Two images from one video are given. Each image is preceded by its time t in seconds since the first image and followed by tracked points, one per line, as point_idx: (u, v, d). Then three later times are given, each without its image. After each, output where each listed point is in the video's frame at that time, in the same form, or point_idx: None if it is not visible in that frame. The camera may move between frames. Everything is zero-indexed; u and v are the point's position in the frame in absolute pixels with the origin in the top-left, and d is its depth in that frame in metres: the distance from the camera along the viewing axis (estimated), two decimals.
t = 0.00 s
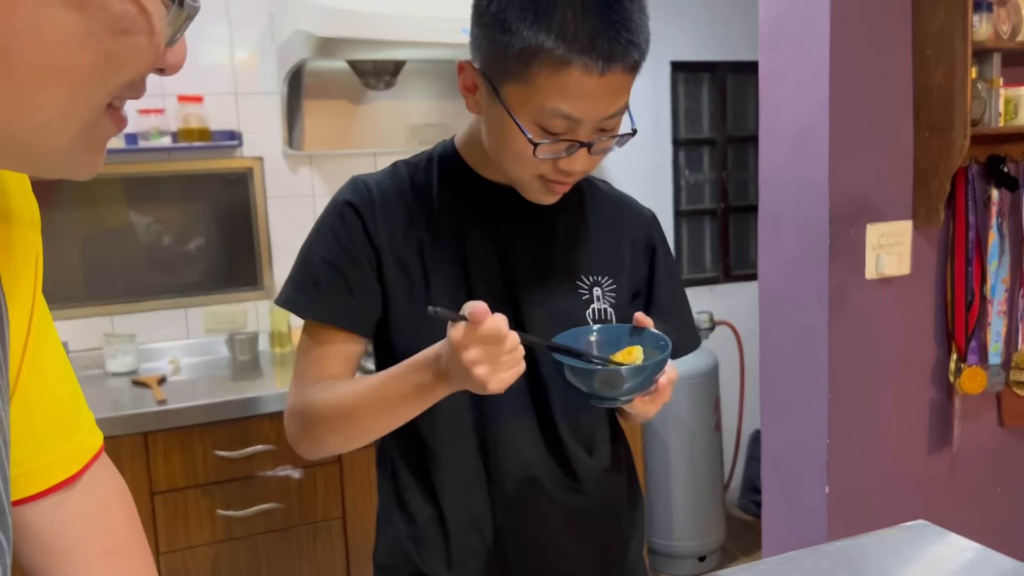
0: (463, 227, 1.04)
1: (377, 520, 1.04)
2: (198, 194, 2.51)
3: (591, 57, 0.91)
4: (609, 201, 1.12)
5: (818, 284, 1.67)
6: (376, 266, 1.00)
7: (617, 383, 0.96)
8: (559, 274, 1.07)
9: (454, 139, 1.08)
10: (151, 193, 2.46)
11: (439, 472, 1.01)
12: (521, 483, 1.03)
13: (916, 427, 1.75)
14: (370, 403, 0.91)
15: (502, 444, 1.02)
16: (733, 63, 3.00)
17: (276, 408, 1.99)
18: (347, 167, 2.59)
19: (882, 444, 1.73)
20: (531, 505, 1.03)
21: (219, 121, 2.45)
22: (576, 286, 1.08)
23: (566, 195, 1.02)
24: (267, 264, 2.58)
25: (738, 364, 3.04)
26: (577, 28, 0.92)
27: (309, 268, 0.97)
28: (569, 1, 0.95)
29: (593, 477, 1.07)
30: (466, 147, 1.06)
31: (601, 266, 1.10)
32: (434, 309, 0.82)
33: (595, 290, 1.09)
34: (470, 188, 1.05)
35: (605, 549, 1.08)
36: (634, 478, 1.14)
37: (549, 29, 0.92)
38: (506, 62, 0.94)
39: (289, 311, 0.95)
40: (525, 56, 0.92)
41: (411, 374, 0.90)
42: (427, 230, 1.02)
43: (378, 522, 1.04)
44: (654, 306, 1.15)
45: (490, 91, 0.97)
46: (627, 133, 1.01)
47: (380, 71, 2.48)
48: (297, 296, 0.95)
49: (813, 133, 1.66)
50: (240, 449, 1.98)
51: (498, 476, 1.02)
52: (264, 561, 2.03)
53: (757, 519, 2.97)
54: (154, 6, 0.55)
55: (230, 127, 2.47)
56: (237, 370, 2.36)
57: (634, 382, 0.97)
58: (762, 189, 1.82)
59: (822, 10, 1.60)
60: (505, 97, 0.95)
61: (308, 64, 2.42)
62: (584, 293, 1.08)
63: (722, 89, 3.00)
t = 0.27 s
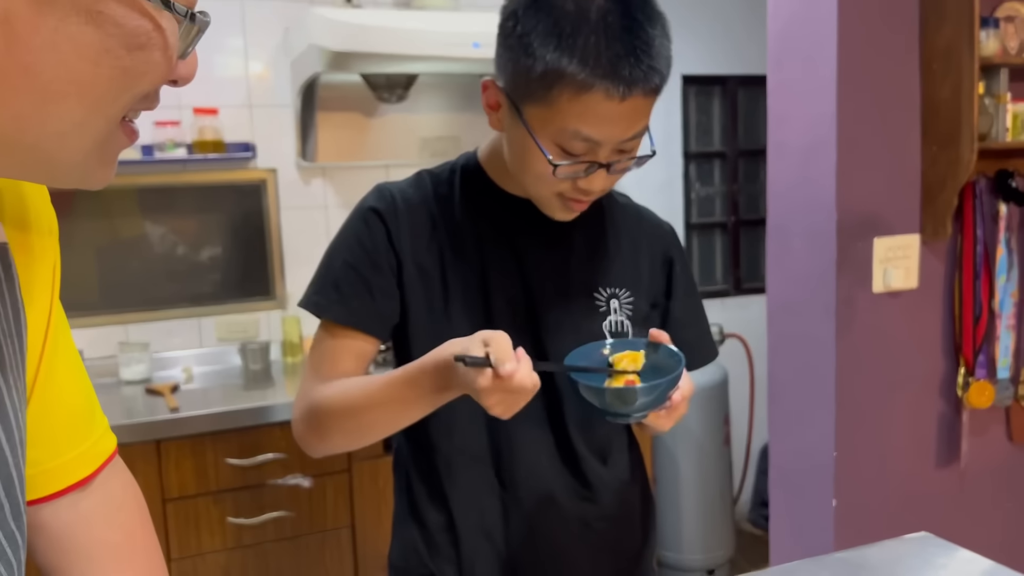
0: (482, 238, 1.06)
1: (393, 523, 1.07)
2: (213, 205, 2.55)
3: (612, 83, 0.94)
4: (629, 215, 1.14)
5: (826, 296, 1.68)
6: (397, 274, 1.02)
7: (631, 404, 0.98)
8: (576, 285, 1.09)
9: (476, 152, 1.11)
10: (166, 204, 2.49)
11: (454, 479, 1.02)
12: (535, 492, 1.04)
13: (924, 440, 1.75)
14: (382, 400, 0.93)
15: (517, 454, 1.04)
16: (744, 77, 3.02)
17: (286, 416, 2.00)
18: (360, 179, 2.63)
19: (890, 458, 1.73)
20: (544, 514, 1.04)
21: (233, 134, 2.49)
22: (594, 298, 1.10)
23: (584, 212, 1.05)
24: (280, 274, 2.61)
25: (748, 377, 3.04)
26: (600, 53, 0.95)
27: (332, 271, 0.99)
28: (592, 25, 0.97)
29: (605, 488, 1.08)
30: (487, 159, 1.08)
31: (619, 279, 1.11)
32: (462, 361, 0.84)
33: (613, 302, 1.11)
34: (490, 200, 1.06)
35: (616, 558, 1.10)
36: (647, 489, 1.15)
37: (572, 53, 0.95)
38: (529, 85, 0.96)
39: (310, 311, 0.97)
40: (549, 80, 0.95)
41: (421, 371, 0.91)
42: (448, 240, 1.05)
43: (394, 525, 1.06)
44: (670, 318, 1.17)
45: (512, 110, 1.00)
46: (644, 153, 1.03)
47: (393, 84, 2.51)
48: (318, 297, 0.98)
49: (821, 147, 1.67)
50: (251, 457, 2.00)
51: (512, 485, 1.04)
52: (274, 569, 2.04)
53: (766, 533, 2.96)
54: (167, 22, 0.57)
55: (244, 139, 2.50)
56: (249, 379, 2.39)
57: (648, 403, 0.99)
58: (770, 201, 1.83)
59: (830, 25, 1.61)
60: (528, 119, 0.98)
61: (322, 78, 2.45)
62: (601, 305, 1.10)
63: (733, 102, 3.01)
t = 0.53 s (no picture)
0: (490, 253, 1.09)
1: (401, 525, 1.10)
2: (225, 216, 2.59)
3: (616, 107, 0.96)
4: (635, 233, 1.16)
5: (826, 311, 1.70)
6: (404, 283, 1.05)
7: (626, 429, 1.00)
8: (580, 299, 1.11)
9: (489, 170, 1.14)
10: (180, 215, 2.54)
11: (457, 488, 1.05)
12: (535, 501, 1.06)
13: (924, 454, 1.76)
14: (384, 410, 0.96)
15: (519, 464, 1.06)
16: (752, 91, 3.03)
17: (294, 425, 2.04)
18: (370, 191, 2.67)
19: (890, 471, 1.74)
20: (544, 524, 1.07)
21: (246, 147, 2.54)
22: (598, 313, 1.12)
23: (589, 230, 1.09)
24: (291, 284, 2.65)
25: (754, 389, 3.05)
26: (605, 79, 0.97)
27: (342, 278, 1.02)
28: (600, 52, 1.00)
29: (605, 500, 1.10)
30: (497, 174, 1.11)
31: (624, 296, 1.13)
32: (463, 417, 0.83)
33: (617, 319, 1.13)
34: (500, 215, 1.09)
35: (615, 566, 1.12)
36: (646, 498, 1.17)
37: (579, 78, 0.97)
38: (537, 108, 1.00)
39: (319, 315, 1.01)
40: (555, 104, 0.98)
41: (425, 388, 0.94)
42: (456, 253, 1.08)
43: (402, 526, 1.10)
44: (674, 337, 1.19)
45: (520, 131, 1.03)
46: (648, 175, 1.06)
47: (402, 98, 2.53)
48: (327, 302, 1.01)
49: (820, 163, 1.69)
50: (260, 465, 2.03)
51: (513, 495, 1.06)
52: (282, 575, 2.08)
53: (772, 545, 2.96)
54: (167, 54, 0.62)
55: (256, 152, 2.55)
56: (259, 388, 2.43)
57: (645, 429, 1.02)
58: (772, 216, 1.86)
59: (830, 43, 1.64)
60: (535, 139, 1.01)
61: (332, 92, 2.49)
62: (605, 321, 1.12)
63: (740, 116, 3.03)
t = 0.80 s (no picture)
0: (496, 264, 1.13)
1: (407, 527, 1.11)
2: (239, 225, 2.66)
3: (618, 122, 0.99)
4: (637, 244, 1.20)
5: (823, 321, 1.73)
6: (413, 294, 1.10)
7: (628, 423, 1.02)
8: (583, 309, 1.15)
9: (495, 184, 1.18)
10: (196, 224, 2.61)
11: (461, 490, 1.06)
12: (536, 503, 1.08)
13: (921, 463, 1.79)
14: (386, 431, 1.01)
15: (520, 466, 1.08)
16: (757, 103, 3.08)
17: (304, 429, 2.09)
18: (380, 201, 2.73)
19: (886, 478, 1.77)
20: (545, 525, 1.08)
21: (260, 158, 2.60)
22: (601, 322, 1.15)
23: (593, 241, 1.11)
24: (302, 292, 2.71)
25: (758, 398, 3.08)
26: (608, 94, 1.00)
27: (354, 291, 1.07)
28: (604, 69, 1.02)
29: (608, 505, 1.11)
30: (502, 190, 1.15)
31: (625, 306, 1.17)
32: (455, 432, 0.85)
33: (618, 328, 1.16)
34: (506, 227, 1.13)
35: (616, 571, 1.13)
36: (647, 504, 1.18)
37: (583, 94, 1.00)
38: (542, 121, 1.02)
39: (332, 327, 1.06)
40: (560, 118, 1.01)
41: (423, 412, 0.98)
42: (464, 264, 1.12)
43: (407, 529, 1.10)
44: (674, 344, 1.22)
45: (527, 144, 1.06)
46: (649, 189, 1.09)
47: (412, 112, 2.61)
48: (340, 315, 1.06)
49: (818, 176, 1.73)
50: (271, 468, 2.08)
51: (515, 496, 1.08)
52: None
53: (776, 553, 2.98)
54: (173, 77, 0.66)
55: (270, 163, 2.62)
56: (271, 393, 2.48)
57: (645, 426, 1.04)
58: (771, 227, 1.89)
59: (827, 60, 1.67)
60: (541, 151, 1.04)
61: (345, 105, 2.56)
62: (607, 330, 1.16)
63: (746, 129, 3.07)
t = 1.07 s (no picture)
0: (503, 266, 1.15)
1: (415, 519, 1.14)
2: (252, 231, 2.71)
3: (619, 141, 1.00)
4: (640, 249, 1.22)
5: (824, 326, 1.76)
6: (423, 294, 1.13)
7: (622, 403, 1.01)
8: (586, 312, 1.17)
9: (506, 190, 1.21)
10: (210, 229, 2.67)
11: (465, 485, 1.10)
12: (536, 498, 1.11)
13: (921, 467, 1.81)
14: (392, 404, 1.03)
15: (521, 463, 1.11)
16: (763, 111, 3.10)
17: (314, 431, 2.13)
18: (390, 208, 2.78)
19: (886, 482, 1.79)
20: (544, 520, 1.11)
21: (273, 165, 2.66)
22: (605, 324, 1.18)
23: (598, 255, 1.13)
24: (314, 296, 2.76)
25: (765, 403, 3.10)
26: (609, 113, 1.01)
27: (366, 289, 1.10)
28: (606, 90, 1.04)
29: (605, 502, 1.13)
30: (512, 197, 1.18)
31: (627, 310, 1.19)
32: (457, 382, 0.88)
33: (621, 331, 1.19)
34: (515, 230, 1.16)
35: (615, 566, 1.15)
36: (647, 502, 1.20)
37: (585, 113, 1.02)
38: (546, 140, 1.04)
39: (344, 324, 1.09)
40: (562, 137, 1.02)
41: (426, 379, 1.00)
42: (472, 266, 1.15)
43: (415, 520, 1.14)
44: (675, 347, 1.25)
45: (533, 162, 1.08)
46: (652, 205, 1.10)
47: (421, 119, 2.64)
48: (352, 312, 1.09)
49: (818, 183, 1.75)
50: (281, 469, 2.13)
51: (516, 492, 1.11)
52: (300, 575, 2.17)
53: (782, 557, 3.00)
54: (184, 83, 0.66)
55: (283, 170, 2.67)
56: (282, 395, 2.53)
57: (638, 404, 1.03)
58: (774, 234, 1.92)
59: (827, 70, 1.70)
60: (545, 170, 1.06)
61: (356, 113, 2.61)
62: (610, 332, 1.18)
63: (752, 136, 3.10)
